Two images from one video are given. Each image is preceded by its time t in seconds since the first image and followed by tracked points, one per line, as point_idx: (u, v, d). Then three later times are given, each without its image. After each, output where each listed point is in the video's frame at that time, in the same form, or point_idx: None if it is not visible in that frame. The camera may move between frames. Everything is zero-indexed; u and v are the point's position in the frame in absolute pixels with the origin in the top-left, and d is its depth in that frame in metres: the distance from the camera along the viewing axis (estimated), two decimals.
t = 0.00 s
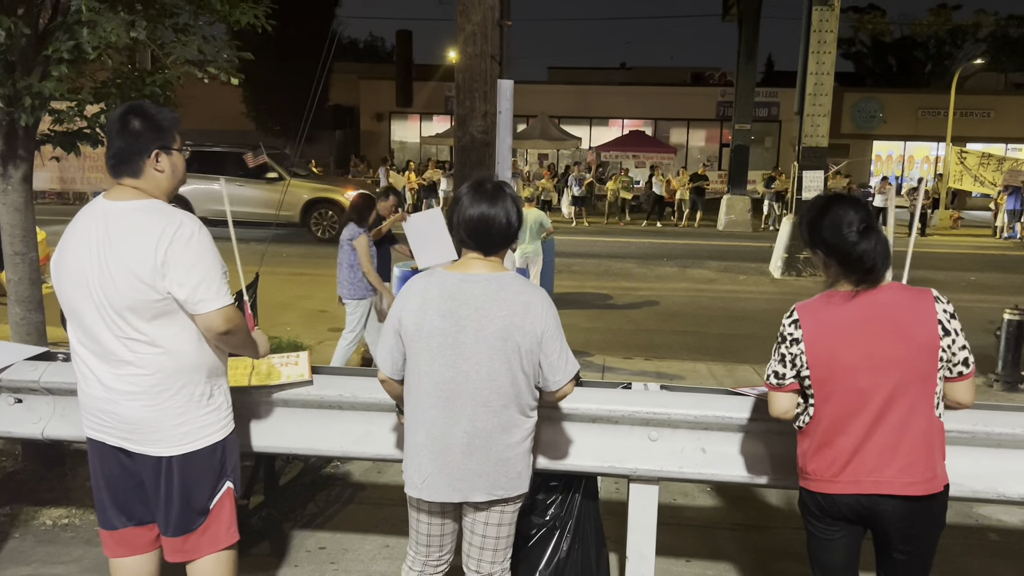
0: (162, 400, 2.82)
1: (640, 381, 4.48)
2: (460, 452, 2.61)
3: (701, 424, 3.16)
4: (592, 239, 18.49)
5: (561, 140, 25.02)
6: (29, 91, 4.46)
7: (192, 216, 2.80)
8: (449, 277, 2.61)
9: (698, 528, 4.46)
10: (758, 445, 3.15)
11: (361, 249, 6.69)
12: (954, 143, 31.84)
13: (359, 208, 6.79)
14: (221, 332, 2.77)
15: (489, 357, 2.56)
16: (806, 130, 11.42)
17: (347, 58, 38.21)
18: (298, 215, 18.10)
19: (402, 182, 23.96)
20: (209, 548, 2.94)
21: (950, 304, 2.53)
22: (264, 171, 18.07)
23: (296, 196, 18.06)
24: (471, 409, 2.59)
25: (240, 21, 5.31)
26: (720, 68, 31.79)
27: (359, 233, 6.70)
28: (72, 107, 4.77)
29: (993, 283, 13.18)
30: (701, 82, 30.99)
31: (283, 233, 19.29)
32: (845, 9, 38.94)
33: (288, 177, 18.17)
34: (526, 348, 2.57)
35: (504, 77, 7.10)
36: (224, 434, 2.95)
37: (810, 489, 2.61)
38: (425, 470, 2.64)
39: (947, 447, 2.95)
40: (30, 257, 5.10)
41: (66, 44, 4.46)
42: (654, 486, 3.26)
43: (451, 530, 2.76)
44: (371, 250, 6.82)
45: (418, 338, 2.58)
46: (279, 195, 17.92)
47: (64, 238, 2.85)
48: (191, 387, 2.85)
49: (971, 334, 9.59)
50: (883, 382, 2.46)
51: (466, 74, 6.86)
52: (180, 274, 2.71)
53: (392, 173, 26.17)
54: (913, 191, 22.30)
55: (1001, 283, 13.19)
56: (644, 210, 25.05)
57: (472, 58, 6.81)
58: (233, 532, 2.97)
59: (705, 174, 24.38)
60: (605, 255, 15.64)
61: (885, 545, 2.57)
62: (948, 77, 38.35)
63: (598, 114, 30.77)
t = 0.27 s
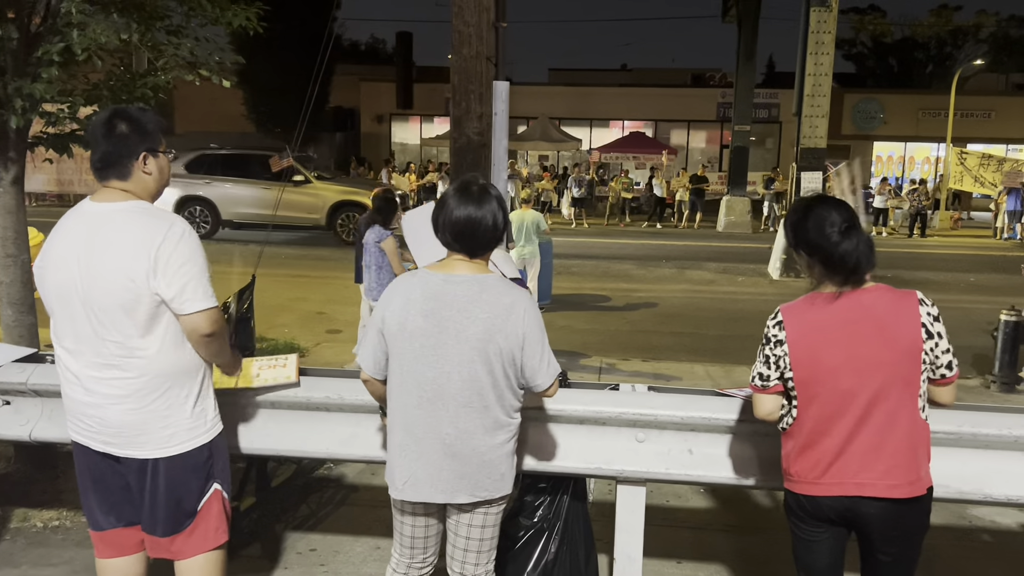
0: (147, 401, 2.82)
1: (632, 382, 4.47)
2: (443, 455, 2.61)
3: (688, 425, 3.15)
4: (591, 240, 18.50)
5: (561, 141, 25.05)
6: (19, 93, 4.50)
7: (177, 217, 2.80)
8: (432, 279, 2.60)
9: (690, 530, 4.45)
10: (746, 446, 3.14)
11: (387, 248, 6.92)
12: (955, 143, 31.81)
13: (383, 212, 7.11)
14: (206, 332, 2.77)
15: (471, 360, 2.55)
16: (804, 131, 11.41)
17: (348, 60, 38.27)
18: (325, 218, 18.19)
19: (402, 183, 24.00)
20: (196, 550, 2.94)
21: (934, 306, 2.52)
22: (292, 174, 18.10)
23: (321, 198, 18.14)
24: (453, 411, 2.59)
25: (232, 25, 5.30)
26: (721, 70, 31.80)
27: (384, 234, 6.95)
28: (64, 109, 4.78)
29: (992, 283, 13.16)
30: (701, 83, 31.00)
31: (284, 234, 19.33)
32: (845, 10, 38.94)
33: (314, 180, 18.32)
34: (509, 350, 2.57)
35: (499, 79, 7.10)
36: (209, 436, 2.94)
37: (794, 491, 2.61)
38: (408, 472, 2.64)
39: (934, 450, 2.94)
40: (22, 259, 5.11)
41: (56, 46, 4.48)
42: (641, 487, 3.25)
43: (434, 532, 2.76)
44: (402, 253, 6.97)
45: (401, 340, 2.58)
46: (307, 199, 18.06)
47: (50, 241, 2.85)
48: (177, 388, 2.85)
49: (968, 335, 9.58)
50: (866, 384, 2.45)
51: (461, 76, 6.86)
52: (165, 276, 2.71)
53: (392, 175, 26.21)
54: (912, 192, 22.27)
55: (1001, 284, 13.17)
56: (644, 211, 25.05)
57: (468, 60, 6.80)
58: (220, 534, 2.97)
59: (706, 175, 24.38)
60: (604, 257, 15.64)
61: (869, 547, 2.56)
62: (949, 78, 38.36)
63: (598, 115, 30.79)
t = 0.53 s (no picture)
0: (139, 402, 2.81)
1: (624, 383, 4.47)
2: (433, 457, 2.60)
3: (677, 426, 3.14)
4: (591, 241, 18.48)
5: (561, 143, 25.06)
6: (9, 95, 4.49)
7: (166, 218, 2.81)
8: (419, 280, 2.60)
9: (684, 531, 4.44)
10: (736, 447, 3.13)
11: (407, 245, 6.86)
12: (956, 143, 31.78)
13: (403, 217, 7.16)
14: (197, 332, 2.77)
15: (459, 360, 2.55)
16: (802, 131, 11.39)
17: (348, 62, 38.30)
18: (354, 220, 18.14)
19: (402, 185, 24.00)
20: (187, 551, 2.93)
21: (921, 307, 2.52)
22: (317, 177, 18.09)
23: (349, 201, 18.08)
24: (442, 412, 2.58)
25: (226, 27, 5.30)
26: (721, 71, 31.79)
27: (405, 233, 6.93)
28: (57, 111, 4.79)
29: (991, 284, 13.14)
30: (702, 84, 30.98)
31: (283, 236, 19.34)
32: (846, 11, 38.91)
33: (342, 183, 18.26)
34: (497, 351, 2.56)
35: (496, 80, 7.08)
36: (200, 437, 2.94)
37: (784, 493, 2.59)
38: (397, 474, 2.63)
39: (924, 450, 2.94)
40: (16, 261, 5.11)
41: (48, 49, 4.49)
42: (632, 488, 3.24)
43: (424, 534, 2.75)
44: (424, 247, 6.95)
45: (389, 341, 2.57)
46: (335, 202, 18.01)
47: (38, 243, 2.84)
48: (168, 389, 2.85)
49: (966, 335, 9.56)
50: (854, 385, 2.45)
51: (457, 77, 6.83)
52: (156, 276, 2.72)
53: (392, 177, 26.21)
54: (913, 192, 22.24)
55: (1000, 284, 13.14)
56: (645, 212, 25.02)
57: (464, 61, 6.77)
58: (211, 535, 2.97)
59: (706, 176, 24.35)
60: (603, 258, 15.63)
61: (858, 548, 2.55)
62: (950, 78, 38.30)
63: (598, 116, 30.78)
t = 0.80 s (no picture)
0: (138, 402, 2.82)
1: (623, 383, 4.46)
2: (430, 457, 2.60)
3: (674, 425, 3.14)
4: (592, 242, 18.47)
5: (561, 143, 25.04)
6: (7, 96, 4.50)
7: (163, 216, 2.81)
8: (415, 279, 2.60)
9: (682, 531, 4.44)
10: (732, 446, 3.13)
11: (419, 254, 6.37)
12: (957, 143, 31.75)
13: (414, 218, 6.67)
14: (194, 331, 2.78)
15: (455, 360, 2.55)
16: (802, 131, 11.38)
17: (349, 64, 38.34)
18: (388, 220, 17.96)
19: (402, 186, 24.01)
20: (185, 551, 2.93)
21: (916, 305, 2.51)
22: (348, 180, 18.18)
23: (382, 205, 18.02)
24: (438, 412, 2.58)
25: (224, 28, 5.31)
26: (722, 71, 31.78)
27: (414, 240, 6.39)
28: (55, 112, 4.81)
29: (992, 284, 13.11)
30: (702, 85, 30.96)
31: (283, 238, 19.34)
32: (846, 11, 38.87)
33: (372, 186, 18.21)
34: (493, 350, 2.56)
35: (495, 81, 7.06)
36: (199, 436, 2.94)
37: (780, 492, 2.59)
38: (394, 474, 2.63)
39: (920, 449, 2.94)
40: (14, 262, 5.12)
41: (46, 50, 4.50)
42: (628, 487, 3.24)
43: (421, 533, 2.75)
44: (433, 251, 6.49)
45: (385, 341, 2.57)
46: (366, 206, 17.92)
47: (36, 242, 2.84)
48: (167, 387, 2.85)
49: (966, 335, 9.54)
50: (850, 383, 2.44)
51: (456, 78, 6.82)
52: (153, 275, 2.72)
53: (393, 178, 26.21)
54: (914, 193, 22.20)
55: (1001, 284, 13.12)
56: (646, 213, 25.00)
57: (463, 62, 6.77)
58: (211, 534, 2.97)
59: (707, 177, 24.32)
60: (603, 258, 15.62)
61: (853, 546, 2.54)
62: (951, 78, 38.23)
63: (599, 117, 30.78)
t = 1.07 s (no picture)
0: (141, 406, 2.82)
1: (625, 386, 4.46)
2: (434, 460, 2.60)
3: (676, 428, 3.14)
4: (594, 243, 18.48)
5: (563, 145, 25.10)
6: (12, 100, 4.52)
7: (167, 221, 2.82)
8: (418, 283, 2.60)
9: (685, 533, 4.44)
10: (735, 448, 3.13)
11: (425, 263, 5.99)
12: (959, 144, 31.74)
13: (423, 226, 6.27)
14: (197, 336, 2.78)
15: (459, 363, 2.56)
16: (804, 133, 11.38)
17: (351, 65, 38.39)
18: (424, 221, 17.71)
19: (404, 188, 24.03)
20: (191, 554, 2.94)
21: (919, 308, 2.51)
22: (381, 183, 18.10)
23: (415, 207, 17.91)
24: (442, 415, 2.59)
25: (226, 33, 5.33)
26: (723, 72, 31.80)
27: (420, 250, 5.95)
28: (58, 116, 4.83)
29: (995, 284, 13.10)
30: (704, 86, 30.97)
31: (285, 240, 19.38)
32: (848, 12, 38.93)
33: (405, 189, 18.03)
34: (496, 354, 2.57)
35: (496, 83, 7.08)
36: (202, 440, 2.94)
37: (782, 495, 2.59)
38: (397, 477, 2.63)
39: (924, 452, 2.94)
40: (17, 265, 5.14)
41: (48, 55, 4.51)
42: (631, 490, 3.24)
43: (425, 536, 2.76)
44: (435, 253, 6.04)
45: (389, 344, 2.58)
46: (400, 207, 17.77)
47: (39, 247, 2.84)
48: (170, 391, 2.85)
49: (969, 336, 9.54)
50: (853, 386, 2.45)
51: (457, 80, 6.85)
52: (157, 279, 2.72)
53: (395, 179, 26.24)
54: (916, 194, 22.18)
55: (1004, 284, 13.10)
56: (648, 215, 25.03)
57: (464, 64, 6.79)
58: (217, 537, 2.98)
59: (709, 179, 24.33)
60: (605, 260, 15.63)
61: (857, 550, 2.54)
62: (952, 78, 38.21)
63: (601, 118, 30.80)
